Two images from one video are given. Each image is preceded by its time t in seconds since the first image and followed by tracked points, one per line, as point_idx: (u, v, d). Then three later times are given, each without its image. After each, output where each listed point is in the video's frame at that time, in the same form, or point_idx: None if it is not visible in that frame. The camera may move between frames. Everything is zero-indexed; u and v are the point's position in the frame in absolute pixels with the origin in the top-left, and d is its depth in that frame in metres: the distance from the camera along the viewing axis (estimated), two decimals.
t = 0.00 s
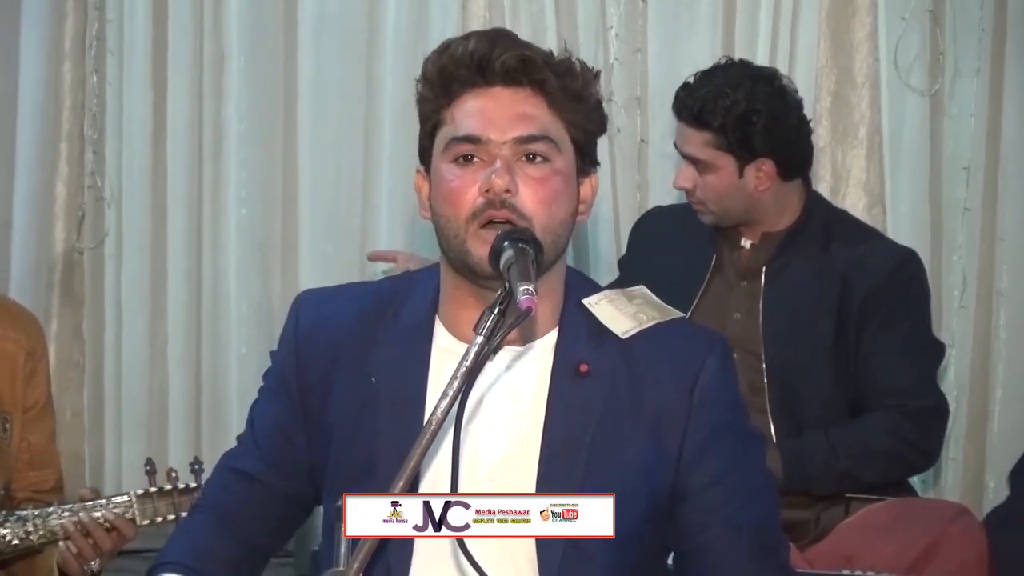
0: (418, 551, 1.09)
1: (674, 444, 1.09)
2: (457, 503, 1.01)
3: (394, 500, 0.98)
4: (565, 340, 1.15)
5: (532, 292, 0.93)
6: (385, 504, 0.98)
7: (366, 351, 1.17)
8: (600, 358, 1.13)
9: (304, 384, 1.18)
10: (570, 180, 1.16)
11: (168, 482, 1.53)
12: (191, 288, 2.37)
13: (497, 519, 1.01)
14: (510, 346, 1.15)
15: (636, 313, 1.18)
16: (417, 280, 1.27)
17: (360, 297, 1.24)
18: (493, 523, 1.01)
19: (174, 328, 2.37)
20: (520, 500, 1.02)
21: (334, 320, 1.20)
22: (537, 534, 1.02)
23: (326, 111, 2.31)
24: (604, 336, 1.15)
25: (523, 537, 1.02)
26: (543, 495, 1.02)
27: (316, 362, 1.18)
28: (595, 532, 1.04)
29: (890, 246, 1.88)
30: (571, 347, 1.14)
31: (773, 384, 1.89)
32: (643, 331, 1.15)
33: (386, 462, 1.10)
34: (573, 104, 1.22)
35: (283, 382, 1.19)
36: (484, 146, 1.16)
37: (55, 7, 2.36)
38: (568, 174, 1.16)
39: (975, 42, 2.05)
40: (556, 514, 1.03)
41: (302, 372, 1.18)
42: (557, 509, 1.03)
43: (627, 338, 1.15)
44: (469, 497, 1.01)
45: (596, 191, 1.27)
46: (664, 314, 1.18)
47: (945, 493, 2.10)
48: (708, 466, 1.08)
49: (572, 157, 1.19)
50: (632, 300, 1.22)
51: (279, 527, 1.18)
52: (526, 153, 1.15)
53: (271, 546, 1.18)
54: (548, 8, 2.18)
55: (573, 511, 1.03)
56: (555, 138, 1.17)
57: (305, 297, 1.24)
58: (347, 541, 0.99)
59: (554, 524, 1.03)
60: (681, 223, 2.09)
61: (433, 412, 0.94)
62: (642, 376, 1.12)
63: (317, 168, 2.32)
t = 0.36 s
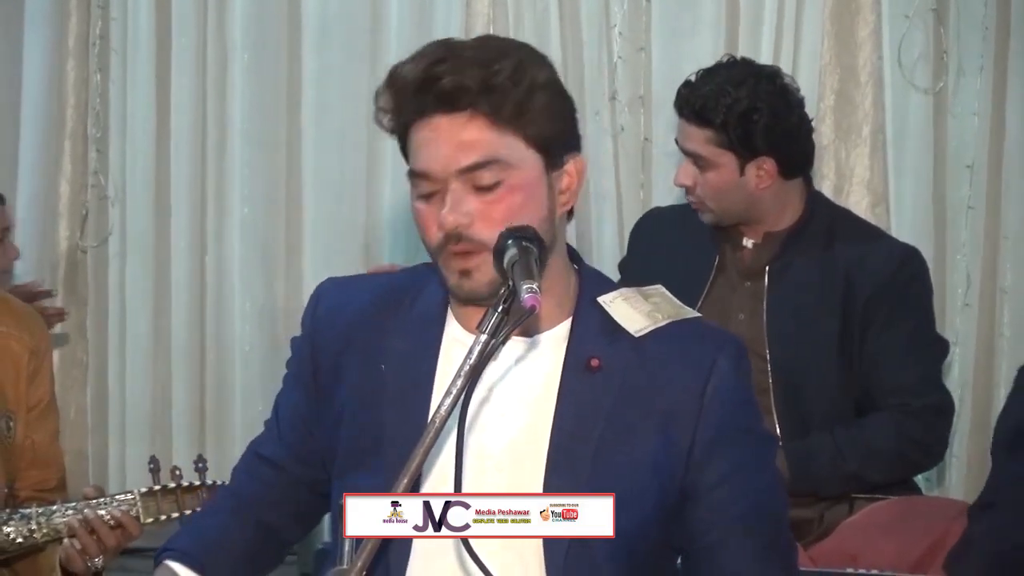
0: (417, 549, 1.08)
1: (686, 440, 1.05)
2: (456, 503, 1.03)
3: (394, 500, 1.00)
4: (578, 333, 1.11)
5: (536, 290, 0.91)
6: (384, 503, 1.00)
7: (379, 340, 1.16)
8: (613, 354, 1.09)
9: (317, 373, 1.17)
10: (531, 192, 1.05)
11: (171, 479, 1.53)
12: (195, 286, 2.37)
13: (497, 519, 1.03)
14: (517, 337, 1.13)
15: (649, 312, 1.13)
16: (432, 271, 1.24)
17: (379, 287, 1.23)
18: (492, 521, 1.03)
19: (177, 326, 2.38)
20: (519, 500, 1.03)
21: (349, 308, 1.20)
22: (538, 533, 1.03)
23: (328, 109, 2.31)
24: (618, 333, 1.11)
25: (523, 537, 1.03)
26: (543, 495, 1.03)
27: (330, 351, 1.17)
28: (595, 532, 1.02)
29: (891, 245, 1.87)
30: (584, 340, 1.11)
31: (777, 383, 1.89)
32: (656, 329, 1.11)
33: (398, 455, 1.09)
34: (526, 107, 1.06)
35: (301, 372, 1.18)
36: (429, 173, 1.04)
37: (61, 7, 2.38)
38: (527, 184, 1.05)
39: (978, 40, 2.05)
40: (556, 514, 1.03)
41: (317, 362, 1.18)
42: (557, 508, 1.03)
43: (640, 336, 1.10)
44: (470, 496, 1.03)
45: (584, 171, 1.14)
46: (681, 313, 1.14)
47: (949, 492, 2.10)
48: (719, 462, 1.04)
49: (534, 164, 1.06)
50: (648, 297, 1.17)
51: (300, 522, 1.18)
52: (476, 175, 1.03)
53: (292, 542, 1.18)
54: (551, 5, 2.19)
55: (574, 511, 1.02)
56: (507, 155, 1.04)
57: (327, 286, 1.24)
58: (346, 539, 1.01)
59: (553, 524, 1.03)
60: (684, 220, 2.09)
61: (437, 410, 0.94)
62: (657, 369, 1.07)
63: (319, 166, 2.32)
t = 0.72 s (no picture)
0: (414, 548, 1.08)
1: (687, 431, 1.03)
2: (456, 503, 1.02)
3: (394, 500, 0.99)
4: (577, 325, 1.09)
5: (541, 286, 0.90)
6: (383, 504, 1.00)
7: (378, 337, 1.15)
8: (614, 347, 1.07)
9: (321, 367, 1.18)
10: (481, 248, 0.99)
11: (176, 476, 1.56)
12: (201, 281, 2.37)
13: (497, 519, 1.03)
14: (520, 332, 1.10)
15: (652, 303, 1.10)
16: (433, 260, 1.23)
17: (380, 280, 1.21)
18: (493, 522, 1.02)
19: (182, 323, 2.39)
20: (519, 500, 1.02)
21: (352, 305, 1.19)
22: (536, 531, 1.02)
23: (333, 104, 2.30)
24: (620, 328, 1.08)
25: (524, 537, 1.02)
26: (543, 494, 1.02)
27: (333, 349, 1.17)
28: (595, 532, 1.01)
29: (888, 236, 1.88)
30: (583, 332, 1.08)
31: (779, 379, 1.89)
32: (657, 322, 1.08)
33: (394, 457, 1.08)
34: (461, 169, 0.97)
35: (306, 370, 1.19)
36: (379, 231, 1.00)
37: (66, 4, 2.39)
38: (480, 233, 0.99)
39: (983, 36, 2.05)
40: (556, 514, 1.02)
41: (320, 361, 1.18)
42: (557, 508, 1.02)
43: (639, 330, 1.07)
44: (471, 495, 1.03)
45: (541, 184, 1.03)
46: (681, 302, 1.10)
47: (954, 485, 2.11)
48: (721, 451, 1.02)
49: (484, 210, 0.99)
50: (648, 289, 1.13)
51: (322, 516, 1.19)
52: (426, 242, 0.98)
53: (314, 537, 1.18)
54: None
55: (573, 511, 1.02)
56: (452, 218, 0.98)
57: (329, 281, 1.23)
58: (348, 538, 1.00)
59: (553, 524, 1.02)
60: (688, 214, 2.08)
61: (442, 407, 0.93)
62: (658, 361, 1.05)
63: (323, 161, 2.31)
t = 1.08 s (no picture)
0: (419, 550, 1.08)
1: (686, 425, 1.02)
2: (457, 503, 1.02)
3: (394, 500, 0.98)
4: (574, 319, 1.08)
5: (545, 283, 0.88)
6: (383, 503, 0.99)
7: (374, 342, 1.12)
8: (612, 340, 1.06)
9: (320, 378, 1.14)
10: (487, 257, 0.98)
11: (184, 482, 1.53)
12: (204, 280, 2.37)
13: (497, 519, 1.02)
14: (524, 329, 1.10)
15: (646, 297, 1.09)
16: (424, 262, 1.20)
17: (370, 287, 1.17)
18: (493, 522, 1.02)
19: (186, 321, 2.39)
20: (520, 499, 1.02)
21: (346, 314, 1.15)
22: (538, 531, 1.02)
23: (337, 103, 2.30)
24: (613, 321, 1.07)
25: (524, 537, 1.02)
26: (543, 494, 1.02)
27: (332, 363, 1.13)
28: (595, 532, 1.00)
29: (886, 231, 1.87)
30: (580, 326, 1.08)
31: (779, 377, 1.89)
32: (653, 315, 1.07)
33: (395, 467, 1.06)
34: (463, 184, 0.96)
35: (301, 380, 1.14)
36: (382, 255, 0.98)
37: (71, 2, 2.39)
38: (485, 243, 0.98)
39: (987, 33, 2.05)
40: (556, 514, 1.02)
41: (318, 369, 1.14)
42: (557, 509, 1.02)
43: (636, 323, 1.07)
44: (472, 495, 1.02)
45: (533, 189, 1.02)
46: (674, 295, 1.10)
47: (958, 482, 2.11)
48: (720, 443, 1.01)
49: (486, 221, 0.98)
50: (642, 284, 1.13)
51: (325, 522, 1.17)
52: (434, 259, 0.97)
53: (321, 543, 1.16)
54: None
55: (573, 511, 1.01)
56: (457, 234, 0.97)
57: (317, 293, 1.18)
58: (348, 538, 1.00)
59: (553, 524, 1.02)
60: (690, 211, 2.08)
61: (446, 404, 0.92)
62: (655, 355, 1.04)
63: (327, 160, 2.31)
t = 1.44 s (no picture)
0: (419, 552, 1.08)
1: (683, 413, 1.02)
2: (456, 502, 0.99)
3: (394, 500, 0.96)
4: (570, 311, 1.08)
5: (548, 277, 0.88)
6: (382, 504, 0.96)
7: (373, 341, 1.11)
8: (608, 332, 1.06)
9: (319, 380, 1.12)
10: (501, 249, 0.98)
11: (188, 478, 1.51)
12: (206, 277, 2.38)
13: (497, 519, 1.00)
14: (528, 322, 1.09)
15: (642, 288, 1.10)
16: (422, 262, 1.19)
17: (368, 289, 1.16)
18: (493, 523, 1.00)
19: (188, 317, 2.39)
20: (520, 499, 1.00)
21: (346, 315, 1.13)
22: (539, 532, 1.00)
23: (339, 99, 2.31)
24: (608, 311, 1.07)
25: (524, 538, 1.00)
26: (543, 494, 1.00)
27: (329, 362, 1.12)
28: (595, 533, 1.00)
29: (888, 226, 1.87)
30: (576, 318, 1.07)
31: (782, 372, 1.88)
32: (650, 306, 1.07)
33: (396, 468, 1.05)
34: (477, 178, 0.96)
35: (301, 380, 1.12)
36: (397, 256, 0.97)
37: None
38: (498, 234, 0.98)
39: (989, 27, 2.06)
40: (556, 514, 1.01)
41: (318, 369, 1.12)
42: (557, 508, 1.00)
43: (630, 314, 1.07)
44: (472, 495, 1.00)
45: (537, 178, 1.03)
46: (670, 286, 1.10)
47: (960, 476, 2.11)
48: (718, 433, 1.01)
49: (497, 213, 0.98)
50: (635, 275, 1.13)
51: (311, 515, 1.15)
52: (451, 254, 0.96)
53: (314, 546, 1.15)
54: None
55: (573, 511, 1.00)
56: (472, 227, 0.96)
57: (315, 295, 1.16)
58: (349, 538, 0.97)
59: (553, 525, 1.01)
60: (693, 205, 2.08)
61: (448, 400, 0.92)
62: (652, 347, 1.04)
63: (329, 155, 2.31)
